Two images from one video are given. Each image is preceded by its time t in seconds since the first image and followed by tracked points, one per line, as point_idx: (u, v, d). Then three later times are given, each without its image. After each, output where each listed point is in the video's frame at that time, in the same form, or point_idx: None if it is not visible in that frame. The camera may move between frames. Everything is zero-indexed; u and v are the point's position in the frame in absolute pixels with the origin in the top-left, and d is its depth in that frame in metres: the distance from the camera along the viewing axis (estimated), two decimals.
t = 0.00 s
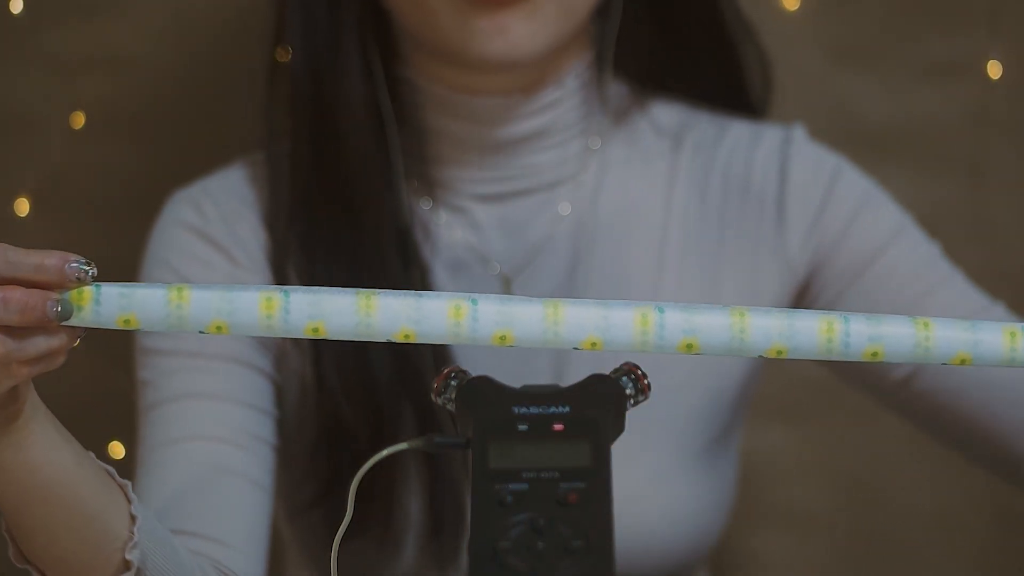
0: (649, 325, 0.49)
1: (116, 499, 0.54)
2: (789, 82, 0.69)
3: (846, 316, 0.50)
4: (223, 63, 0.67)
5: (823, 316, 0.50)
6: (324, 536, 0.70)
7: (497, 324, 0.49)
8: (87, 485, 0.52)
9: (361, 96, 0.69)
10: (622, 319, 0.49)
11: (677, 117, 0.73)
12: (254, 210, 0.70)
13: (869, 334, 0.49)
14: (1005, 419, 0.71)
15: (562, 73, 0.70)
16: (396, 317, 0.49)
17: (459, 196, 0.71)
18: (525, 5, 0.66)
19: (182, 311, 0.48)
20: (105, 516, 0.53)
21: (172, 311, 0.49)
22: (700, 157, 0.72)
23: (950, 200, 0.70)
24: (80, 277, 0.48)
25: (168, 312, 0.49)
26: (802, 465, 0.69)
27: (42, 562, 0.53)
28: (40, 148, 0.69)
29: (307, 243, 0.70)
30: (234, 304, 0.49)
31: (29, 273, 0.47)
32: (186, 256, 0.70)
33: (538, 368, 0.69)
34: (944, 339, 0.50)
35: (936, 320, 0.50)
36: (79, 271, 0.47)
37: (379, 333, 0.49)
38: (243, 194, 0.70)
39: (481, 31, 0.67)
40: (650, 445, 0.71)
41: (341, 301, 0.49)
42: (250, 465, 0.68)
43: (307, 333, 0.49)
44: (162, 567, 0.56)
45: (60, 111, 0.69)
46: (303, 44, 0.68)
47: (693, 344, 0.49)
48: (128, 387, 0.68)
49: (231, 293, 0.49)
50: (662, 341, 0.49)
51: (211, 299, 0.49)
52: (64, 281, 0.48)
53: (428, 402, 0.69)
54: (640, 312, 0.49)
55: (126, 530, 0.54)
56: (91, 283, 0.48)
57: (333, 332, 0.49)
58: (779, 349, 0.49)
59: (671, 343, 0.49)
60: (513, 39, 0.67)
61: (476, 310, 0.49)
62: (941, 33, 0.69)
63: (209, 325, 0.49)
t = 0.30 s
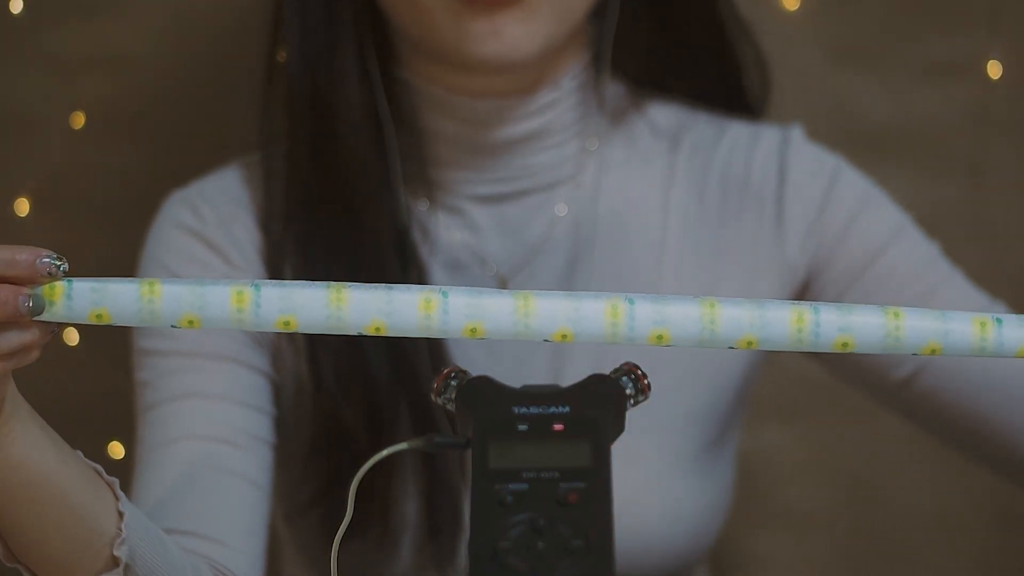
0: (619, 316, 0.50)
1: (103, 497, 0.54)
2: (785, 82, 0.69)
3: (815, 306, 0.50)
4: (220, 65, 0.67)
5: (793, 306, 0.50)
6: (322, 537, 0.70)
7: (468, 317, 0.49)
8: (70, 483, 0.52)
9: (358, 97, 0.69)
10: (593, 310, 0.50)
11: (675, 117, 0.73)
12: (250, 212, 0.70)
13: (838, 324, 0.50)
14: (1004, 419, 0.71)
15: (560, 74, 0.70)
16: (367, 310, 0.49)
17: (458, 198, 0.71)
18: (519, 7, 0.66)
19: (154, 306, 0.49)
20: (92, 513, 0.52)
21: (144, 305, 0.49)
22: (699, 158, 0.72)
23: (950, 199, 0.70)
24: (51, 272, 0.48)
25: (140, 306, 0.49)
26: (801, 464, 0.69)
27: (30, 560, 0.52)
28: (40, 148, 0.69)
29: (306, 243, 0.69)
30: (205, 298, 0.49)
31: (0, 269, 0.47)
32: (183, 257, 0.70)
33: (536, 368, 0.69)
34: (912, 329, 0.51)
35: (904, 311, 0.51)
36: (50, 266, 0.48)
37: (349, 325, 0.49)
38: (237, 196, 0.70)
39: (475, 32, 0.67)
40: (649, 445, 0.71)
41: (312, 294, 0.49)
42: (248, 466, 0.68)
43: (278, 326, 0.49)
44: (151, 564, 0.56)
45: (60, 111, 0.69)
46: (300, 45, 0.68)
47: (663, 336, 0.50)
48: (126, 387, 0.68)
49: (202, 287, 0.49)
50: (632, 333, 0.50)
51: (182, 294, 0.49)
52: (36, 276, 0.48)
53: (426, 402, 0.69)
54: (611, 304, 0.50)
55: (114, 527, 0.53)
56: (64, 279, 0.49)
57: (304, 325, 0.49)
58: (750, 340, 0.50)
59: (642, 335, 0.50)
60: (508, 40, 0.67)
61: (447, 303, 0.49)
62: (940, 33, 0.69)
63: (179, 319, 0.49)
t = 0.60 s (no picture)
0: (538, 249, 0.46)
1: (78, 494, 0.51)
2: (786, 81, 0.69)
3: (739, 218, 0.45)
4: (224, 66, 0.68)
5: (717, 220, 0.45)
6: (319, 536, 0.70)
7: (385, 265, 0.46)
8: (45, 479, 0.49)
9: (358, 97, 0.69)
10: (509, 244, 0.46)
11: (676, 120, 0.74)
12: (247, 212, 0.70)
13: (766, 235, 0.45)
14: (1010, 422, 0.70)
15: (561, 76, 0.70)
16: (283, 268, 0.46)
17: (457, 197, 0.71)
18: (520, 10, 0.65)
19: (70, 286, 0.47)
20: (66, 510, 0.50)
21: (61, 286, 0.47)
22: (697, 161, 0.73)
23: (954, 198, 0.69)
24: None
25: (57, 288, 0.47)
26: (802, 465, 0.69)
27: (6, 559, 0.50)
28: (39, 147, 0.69)
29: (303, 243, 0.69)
30: (121, 274, 0.47)
31: None
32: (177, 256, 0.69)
33: (535, 369, 0.69)
34: (843, 229, 0.45)
35: (835, 211, 0.45)
36: None
37: (266, 289, 0.47)
38: (236, 195, 0.70)
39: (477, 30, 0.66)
40: (649, 445, 0.71)
41: (225, 262, 0.47)
42: (241, 464, 0.67)
43: (196, 294, 0.47)
44: (136, 564, 0.53)
45: (60, 111, 0.69)
46: (299, 42, 0.67)
47: (585, 264, 0.46)
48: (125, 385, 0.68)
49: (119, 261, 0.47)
50: (553, 263, 0.46)
51: (98, 271, 0.47)
52: None
53: (424, 402, 0.69)
54: (527, 236, 0.46)
55: (91, 525, 0.51)
56: None
57: (223, 292, 0.47)
58: (675, 260, 0.45)
59: (564, 266, 0.46)
60: (509, 41, 0.66)
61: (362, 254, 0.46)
62: (940, 34, 0.69)
63: (101, 296, 0.47)
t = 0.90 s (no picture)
0: (545, 250, 0.49)
1: (82, 495, 0.51)
2: (786, 81, 0.69)
3: (747, 220, 0.49)
4: (224, 66, 0.67)
5: (724, 221, 0.49)
6: (319, 536, 0.70)
7: (394, 266, 0.49)
8: (47, 479, 0.50)
9: (358, 96, 0.69)
10: (518, 245, 0.49)
11: (676, 120, 0.73)
12: (247, 212, 0.70)
13: (772, 236, 0.49)
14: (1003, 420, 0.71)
15: (562, 76, 0.70)
16: (290, 269, 0.50)
17: (457, 197, 0.71)
18: (519, 10, 0.67)
19: (78, 288, 0.50)
20: (70, 510, 0.50)
21: (69, 288, 0.50)
22: (698, 162, 0.73)
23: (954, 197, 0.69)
24: None
25: (65, 289, 0.50)
26: (801, 465, 0.69)
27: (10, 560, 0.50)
28: (39, 147, 0.69)
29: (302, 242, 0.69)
30: (128, 276, 0.50)
31: None
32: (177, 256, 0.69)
33: (535, 368, 0.69)
34: (850, 230, 0.48)
35: (840, 213, 0.49)
36: None
37: (275, 289, 0.50)
38: (238, 194, 0.70)
39: (478, 30, 0.67)
40: (649, 445, 0.71)
41: (231, 264, 0.50)
42: (241, 463, 0.68)
43: (204, 296, 0.50)
44: (139, 564, 0.53)
45: (60, 111, 0.69)
46: (300, 42, 0.68)
47: (593, 265, 0.49)
48: (126, 385, 0.68)
49: (124, 266, 0.50)
50: (560, 264, 0.49)
51: (105, 274, 0.50)
52: None
53: (425, 402, 0.69)
54: (535, 238, 0.49)
55: (94, 526, 0.51)
56: None
57: (231, 293, 0.50)
58: (683, 261, 0.49)
59: (571, 266, 0.49)
60: (510, 42, 0.68)
61: (371, 256, 0.50)
62: (940, 34, 0.69)
63: (108, 297, 0.50)
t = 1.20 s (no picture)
0: (547, 249, 0.50)
1: (83, 495, 0.51)
2: (785, 81, 0.69)
3: (749, 218, 0.50)
4: (224, 66, 0.67)
5: (726, 220, 0.50)
6: (319, 537, 0.70)
7: (395, 265, 0.50)
8: (47, 479, 0.50)
9: (358, 97, 0.69)
10: (519, 245, 0.50)
11: (676, 123, 0.73)
12: (247, 212, 0.70)
13: (774, 234, 0.50)
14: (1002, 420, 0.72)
15: (562, 76, 0.70)
16: (292, 269, 0.51)
17: (457, 197, 0.70)
18: (520, 11, 0.68)
19: (81, 287, 0.51)
20: (71, 510, 0.50)
21: (71, 287, 0.51)
22: (698, 162, 0.72)
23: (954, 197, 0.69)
24: None
25: (68, 289, 0.51)
26: (800, 464, 0.69)
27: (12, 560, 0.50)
28: (39, 147, 0.69)
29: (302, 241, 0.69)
30: (131, 275, 0.51)
31: None
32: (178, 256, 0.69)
33: (535, 368, 0.69)
34: (851, 228, 0.49)
35: (842, 212, 0.50)
36: None
37: (277, 288, 0.51)
38: (237, 194, 0.70)
39: (478, 30, 0.68)
40: (649, 445, 0.71)
41: (234, 263, 0.51)
42: (241, 463, 0.68)
43: (205, 294, 0.51)
44: (139, 564, 0.53)
45: (60, 111, 0.69)
46: (300, 42, 0.68)
47: (595, 264, 0.50)
48: (126, 385, 0.68)
49: (127, 267, 0.51)
50: (562, 263, 0.50)
51: (108, 273, 0.51)
52: None
53: (425, 402, 0.69)
54: (537, 237, 0.50)
55: (96, 526, 0.51)
56: None
57: (232, 292, 0.51)
58: (685, 259, 0.50)
59: (573, 264, 0.50)
60: (510, 42, 0.68)
61: (372, 255, 0.50)
62: (940, 34, 0.69)
63: (110, 296, 0.51)
